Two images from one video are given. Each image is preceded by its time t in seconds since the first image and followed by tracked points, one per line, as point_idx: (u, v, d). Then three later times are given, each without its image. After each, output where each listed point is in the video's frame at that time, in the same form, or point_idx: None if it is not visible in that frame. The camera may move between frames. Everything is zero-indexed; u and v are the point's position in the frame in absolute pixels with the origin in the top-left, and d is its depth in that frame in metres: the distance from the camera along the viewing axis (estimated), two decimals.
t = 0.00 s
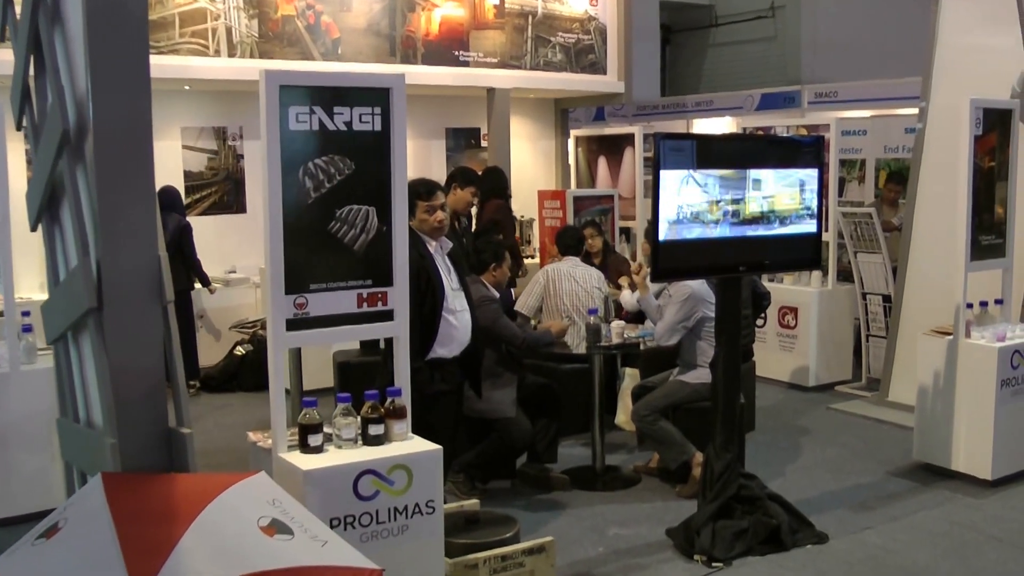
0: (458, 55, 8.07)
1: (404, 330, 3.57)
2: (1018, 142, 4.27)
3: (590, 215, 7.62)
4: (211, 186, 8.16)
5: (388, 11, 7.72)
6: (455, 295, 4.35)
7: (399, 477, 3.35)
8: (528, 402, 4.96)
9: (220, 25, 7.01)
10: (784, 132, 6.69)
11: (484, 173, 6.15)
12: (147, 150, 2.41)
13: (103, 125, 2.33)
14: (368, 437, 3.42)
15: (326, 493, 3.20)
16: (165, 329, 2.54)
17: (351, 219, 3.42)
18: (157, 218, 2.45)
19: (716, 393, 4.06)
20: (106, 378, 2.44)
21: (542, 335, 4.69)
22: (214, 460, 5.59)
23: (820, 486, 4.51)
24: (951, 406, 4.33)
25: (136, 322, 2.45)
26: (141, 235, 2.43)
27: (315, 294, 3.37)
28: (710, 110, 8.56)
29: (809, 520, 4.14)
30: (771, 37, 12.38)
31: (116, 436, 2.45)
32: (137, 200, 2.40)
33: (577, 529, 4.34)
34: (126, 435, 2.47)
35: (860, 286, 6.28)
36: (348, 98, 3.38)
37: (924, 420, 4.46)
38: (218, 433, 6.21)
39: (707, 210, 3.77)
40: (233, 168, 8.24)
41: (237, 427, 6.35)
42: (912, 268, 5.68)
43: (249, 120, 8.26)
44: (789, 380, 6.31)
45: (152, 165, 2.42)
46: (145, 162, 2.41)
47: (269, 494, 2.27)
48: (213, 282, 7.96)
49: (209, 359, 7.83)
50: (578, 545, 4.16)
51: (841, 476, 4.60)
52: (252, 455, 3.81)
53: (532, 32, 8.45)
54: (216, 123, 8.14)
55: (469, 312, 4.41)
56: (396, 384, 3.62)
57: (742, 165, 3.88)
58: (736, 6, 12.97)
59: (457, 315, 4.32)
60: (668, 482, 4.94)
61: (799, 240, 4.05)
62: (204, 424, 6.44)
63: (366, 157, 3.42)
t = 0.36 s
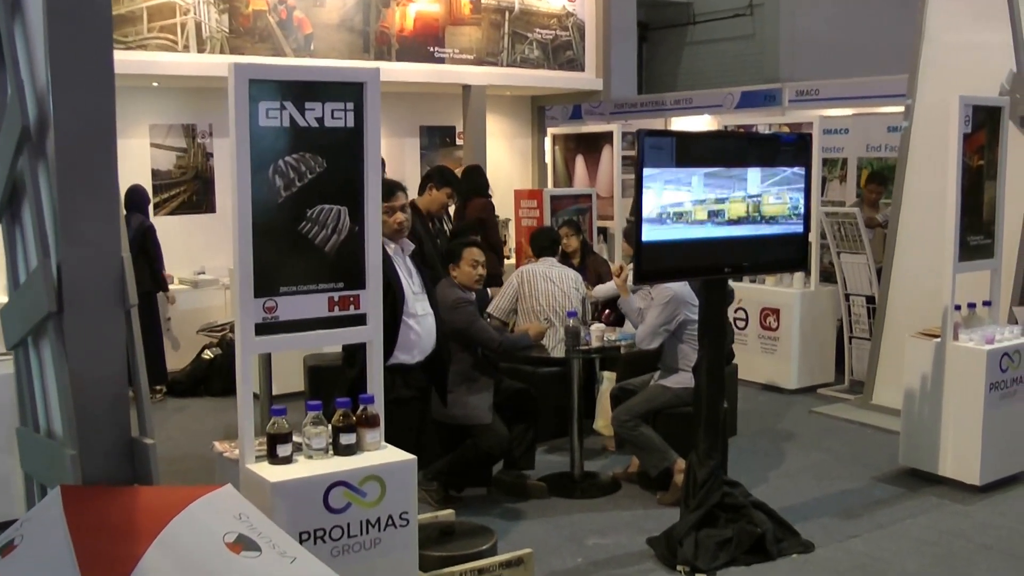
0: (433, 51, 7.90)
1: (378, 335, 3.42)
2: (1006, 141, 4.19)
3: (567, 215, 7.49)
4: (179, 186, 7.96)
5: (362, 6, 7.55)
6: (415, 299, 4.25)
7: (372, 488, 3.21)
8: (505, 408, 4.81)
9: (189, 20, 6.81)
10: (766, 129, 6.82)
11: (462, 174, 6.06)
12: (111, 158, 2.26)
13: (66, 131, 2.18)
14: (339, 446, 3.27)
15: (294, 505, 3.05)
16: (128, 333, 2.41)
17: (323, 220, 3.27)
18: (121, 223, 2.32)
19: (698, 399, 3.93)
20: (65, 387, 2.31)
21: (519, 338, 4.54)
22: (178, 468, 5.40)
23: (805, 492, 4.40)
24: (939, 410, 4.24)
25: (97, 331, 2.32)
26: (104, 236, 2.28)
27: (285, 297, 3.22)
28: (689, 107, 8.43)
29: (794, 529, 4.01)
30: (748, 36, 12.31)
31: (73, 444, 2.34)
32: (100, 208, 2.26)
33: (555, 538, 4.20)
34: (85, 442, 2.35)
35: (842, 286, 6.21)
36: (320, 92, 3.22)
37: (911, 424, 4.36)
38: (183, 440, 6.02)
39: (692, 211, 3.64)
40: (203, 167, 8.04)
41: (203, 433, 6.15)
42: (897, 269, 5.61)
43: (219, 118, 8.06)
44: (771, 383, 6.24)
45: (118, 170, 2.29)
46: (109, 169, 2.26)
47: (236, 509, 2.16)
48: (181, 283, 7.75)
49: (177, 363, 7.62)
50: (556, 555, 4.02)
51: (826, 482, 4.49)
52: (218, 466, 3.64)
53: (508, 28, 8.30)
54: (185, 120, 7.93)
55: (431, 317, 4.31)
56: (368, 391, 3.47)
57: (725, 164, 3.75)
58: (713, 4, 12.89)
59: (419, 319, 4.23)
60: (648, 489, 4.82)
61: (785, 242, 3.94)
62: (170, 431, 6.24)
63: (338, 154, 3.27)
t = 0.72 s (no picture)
0: (407, 47, 7.75)
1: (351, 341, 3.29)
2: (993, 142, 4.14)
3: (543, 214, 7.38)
4: (146, 184, 7.75)
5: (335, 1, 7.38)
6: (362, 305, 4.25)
7: (345, 501, 3.07)
8: (480, 413, 4.69)
9: (157, 13, 6.62)
10: (748, 128, 6.77)
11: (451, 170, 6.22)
12: (71, 154, 2.28)
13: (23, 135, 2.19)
14: (311, 456, 3.13)
15: (264, 519, 2.91)
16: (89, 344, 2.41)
17: (294, 220, 3.12)
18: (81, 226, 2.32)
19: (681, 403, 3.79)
20: (24, 395, 2.29)
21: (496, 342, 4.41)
22: (141, 476, 5.22)
23: (787, 498, 4.30)
24: (925, 413, 4.16)
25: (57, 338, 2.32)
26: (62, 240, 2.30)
27: (254, 301, 3.07)
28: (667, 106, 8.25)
29: (779, 536, 3.88)
30: (724, 34, 12.25)
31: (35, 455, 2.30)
32: (58, 210, 2.27)
33: (534, 547, 4.07)
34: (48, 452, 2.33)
35: (824, 288, 6.17)
36: (292, 86, 3.07)
37: (896, 428, 4.29)
38: (146, 446, 5.83)
39: (677, 212, 3.51)
40: (171, 164, 7.84)
41: (168, 439, 5.97)
42: (880, 269, 5.55)
43: (187, 114, 7.87)
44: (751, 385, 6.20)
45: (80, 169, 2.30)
46: (68, 168, 2.28)
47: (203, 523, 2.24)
48: (147, 283, 7.55)
49: (141, 366, 7.41)
50: (535, 565, 3.90)
51: (809, 487, 4.40)
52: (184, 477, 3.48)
53: (484, 24, 8.16)
54: (152, 117, 7.72)
55: (380, 323, 4.45)
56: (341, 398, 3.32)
57: (713, 162, 3.62)
58: (688, 2, 12.83)
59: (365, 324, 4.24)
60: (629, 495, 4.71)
61: (772, 242, 3.82)
62: (136, 436, 6.05)
63: (310, 152, 3.13)
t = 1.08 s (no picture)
0: (380, 42, 7.58)
1: (323, 346, 3.14)
2: (979, 141, 4.08)
3: (519, 213, 7.26)
4: (114, 180, 7.54)
5: None
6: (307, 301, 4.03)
7: (316, 513, 2.93)
8: (456, 417, 4.54)
9: (125, 5, 6.42)
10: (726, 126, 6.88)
11: (440, 169, 6.05)
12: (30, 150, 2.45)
13: None
14: (281, 466, 2.98)
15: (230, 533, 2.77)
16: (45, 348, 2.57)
17: (263, 219, 2.98)
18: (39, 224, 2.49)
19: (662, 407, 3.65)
20: None
21: (471, 344, 4.29)
22: (106, 483, 5.04)
23: (771, 504, 4.21)
24: (911, 418, 4.09)
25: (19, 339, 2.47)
26: (24, 243, 2.48)
27: (221, 304, 2.93)
28: (643, 104, 8.09)
29: (764, 544, 3.77)
30: (701, 32, 12.18)
31: None
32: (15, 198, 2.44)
33: (512, 556, 3.96)
34: None
35: (805, 290, 6.15)
36: (261, 79, 2.93)
37: (881, 433, 4.21)
38: (111, 451, 5.65)
39: (659, 211, 3.24)
40: (139, 161, 7.65)
41: (135, 444, 5.79)
42: (862, 268, 5.50)
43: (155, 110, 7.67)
44: (731, 389, 6.20)
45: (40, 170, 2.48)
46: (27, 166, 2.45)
47: (164, 540, 2.33)
48: (114, 284, 7.35)
49: (107, 369, 7.21)
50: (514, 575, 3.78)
51: (793, 493, 4.32)
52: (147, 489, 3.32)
53: (459, 19, 8.00)
54: (120, 112, 7.52)
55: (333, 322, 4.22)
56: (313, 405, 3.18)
57: (695, 161, 3.33)
58: None
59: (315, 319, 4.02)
60: (608, 501, 4.60)
61: (760, 246, 3.56)
62: (103, 441, 5.88)
63: (280, 148, 2.99)
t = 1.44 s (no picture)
0: (355, 38, 7.42)
1: (290, 352, 2.97)
2: (966, 139, 4.02)
3: (497, 211, 7.14)
4: (84, 178, 7.36)
5: None
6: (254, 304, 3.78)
7: (281, 527, 2.78)
8: (431, 422, 4.35)
9: None
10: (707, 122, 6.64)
11: (426, 166, 5.91)
12: None
13: None
14: (245, 478, 2.82)
15: (190, 550, 2.63)
16: None
17: (225, 219, 2.81)
18: None
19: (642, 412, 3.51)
20: None
21: (447, 348, 4.10)
22: (70, 490, 4.87)
23: (754, 510, 4.11)
24: (896, 422, 4.02)
25: None
26: None
27: (182, 309, 2.75)
28: (621, 101, 8.07)
29: (747, 553, 3.64)
30: (681, 29, 12.08)
31: None
32: None
33: (488, 566, 3.83)
34: None
35: (788, 290, 6.07)
36: (220, 72, 2.77)
37: (867, 438, 4.13)
38: (76, 456, 5.47)
39: (638, 212, 3.10)
40: (110, 158, 7.46)
41: (100, 448, 5.61)
42: (846, 268, 5.42)
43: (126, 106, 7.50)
44: (712, 390, 6.11)
45: None
46: None
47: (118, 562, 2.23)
48: (84, 284, 7.16)
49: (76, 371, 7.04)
50: None
51: (777, 499, 4.22)
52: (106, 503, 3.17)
53: (435, 14, 7.82)
54: (90, 108, 7.34)
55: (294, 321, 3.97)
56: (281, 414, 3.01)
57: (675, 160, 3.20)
58: None
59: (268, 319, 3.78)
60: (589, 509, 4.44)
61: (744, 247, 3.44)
62: (70, 445, 5.71)
63: (241, 146, 2.82)
